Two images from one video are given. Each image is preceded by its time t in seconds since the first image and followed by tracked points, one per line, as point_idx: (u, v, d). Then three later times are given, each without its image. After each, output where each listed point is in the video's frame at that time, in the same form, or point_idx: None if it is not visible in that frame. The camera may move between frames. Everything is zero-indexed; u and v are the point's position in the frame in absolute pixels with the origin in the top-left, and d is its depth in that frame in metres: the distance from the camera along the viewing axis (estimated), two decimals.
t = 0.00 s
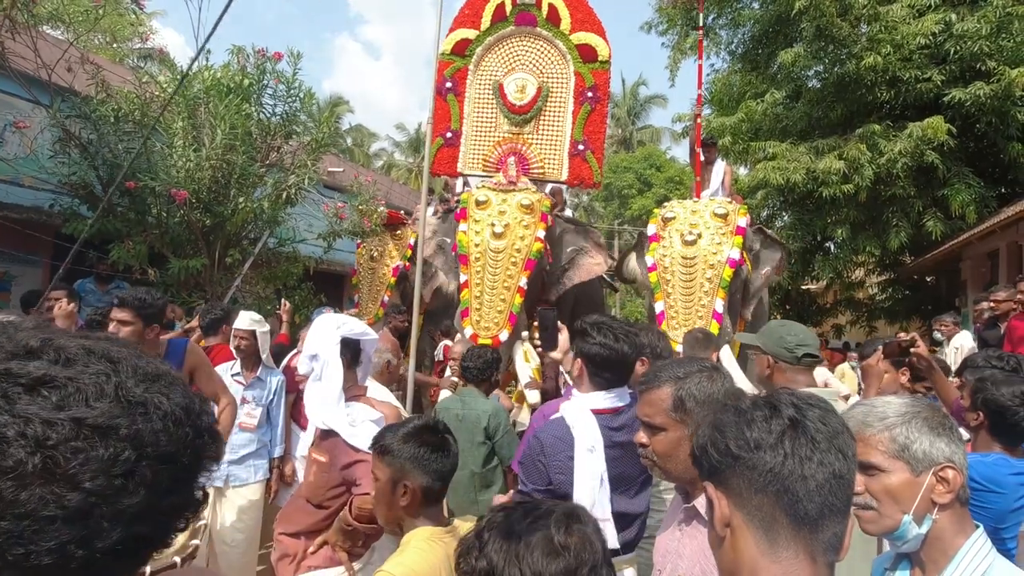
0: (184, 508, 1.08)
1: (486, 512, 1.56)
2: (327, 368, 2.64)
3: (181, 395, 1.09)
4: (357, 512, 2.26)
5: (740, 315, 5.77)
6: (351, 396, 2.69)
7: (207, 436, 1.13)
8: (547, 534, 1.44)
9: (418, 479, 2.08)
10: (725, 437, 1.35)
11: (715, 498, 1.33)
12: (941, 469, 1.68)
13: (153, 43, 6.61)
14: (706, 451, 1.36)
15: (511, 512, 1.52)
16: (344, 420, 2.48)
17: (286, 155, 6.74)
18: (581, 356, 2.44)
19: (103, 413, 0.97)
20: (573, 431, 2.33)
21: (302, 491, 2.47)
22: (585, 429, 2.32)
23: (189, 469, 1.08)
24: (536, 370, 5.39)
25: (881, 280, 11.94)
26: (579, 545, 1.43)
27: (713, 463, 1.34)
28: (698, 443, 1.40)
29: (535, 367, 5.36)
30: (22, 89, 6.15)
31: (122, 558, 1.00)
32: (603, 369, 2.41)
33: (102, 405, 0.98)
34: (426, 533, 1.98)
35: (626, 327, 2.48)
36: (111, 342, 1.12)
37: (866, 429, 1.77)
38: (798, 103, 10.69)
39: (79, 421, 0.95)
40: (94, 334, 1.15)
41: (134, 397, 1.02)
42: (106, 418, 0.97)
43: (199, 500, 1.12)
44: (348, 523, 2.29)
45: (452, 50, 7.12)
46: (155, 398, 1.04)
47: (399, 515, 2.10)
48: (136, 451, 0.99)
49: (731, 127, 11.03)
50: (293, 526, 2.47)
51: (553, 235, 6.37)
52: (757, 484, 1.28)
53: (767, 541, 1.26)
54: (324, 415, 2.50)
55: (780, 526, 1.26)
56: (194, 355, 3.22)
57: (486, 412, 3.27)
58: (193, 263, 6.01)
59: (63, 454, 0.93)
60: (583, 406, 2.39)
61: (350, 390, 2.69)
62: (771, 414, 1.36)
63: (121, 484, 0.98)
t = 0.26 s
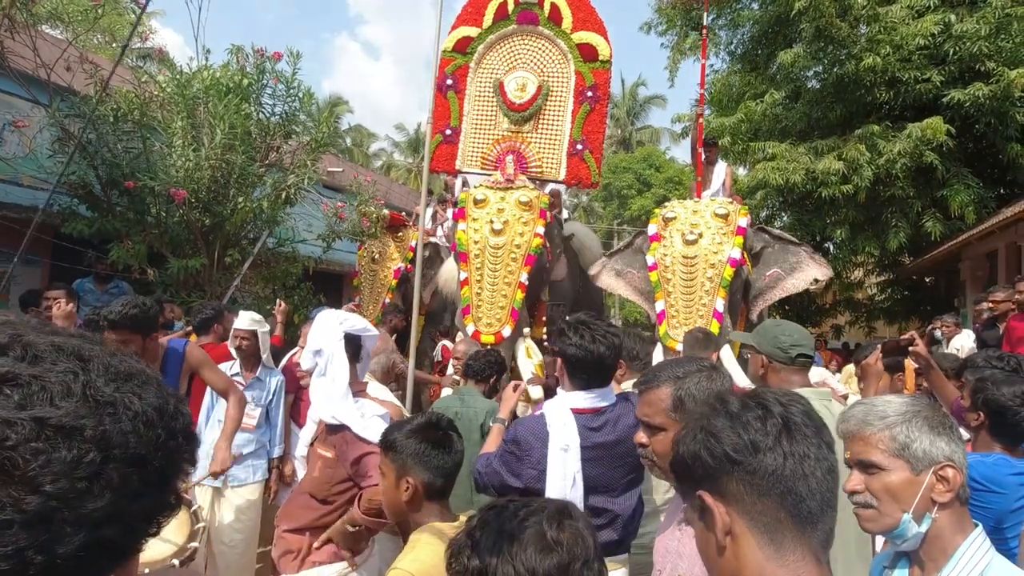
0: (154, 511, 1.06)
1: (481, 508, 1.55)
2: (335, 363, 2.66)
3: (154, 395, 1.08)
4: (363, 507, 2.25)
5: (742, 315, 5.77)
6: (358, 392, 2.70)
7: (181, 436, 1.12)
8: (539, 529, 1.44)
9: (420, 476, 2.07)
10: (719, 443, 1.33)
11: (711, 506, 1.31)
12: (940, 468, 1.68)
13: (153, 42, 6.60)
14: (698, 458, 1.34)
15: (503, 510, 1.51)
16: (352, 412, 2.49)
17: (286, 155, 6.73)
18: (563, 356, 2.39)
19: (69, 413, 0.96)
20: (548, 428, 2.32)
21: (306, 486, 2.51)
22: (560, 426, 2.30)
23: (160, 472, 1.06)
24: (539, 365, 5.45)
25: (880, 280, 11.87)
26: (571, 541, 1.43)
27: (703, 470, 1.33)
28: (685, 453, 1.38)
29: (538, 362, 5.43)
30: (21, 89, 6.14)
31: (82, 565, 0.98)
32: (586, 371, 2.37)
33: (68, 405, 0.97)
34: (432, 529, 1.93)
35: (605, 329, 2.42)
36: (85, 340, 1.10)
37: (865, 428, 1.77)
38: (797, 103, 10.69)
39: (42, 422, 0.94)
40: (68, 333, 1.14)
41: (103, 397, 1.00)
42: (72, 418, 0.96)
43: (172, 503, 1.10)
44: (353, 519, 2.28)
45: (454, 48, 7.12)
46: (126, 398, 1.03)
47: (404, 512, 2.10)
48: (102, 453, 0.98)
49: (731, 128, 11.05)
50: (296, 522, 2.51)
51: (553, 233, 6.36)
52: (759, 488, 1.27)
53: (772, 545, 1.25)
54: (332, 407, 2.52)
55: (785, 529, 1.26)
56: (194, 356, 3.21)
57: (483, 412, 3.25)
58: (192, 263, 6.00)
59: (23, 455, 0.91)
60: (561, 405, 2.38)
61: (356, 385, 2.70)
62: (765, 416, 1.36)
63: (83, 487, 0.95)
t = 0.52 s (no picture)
0: (138, 510, 1.01)
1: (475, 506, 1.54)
2: (339, 363, 2.63)
3: (136, 391, 1.03)
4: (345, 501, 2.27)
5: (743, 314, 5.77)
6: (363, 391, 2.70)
7: (164, 434, 1.07)
8: (535, 526, 1.44)
9: (430, 468, 2.08)
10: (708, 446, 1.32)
11: (704, 510, 1.30)
12: (942, 469, 1.68)
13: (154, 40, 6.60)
14: (688, 464, 1.33)
15: (500, 508, 1.51)
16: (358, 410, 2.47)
17: (287, 154, 6.75)
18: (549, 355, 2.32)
19: (44, 409, 0.92)
20: (529, 426, 2.26)
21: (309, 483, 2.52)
22: (540, 425, 2.25)
23: (142, 470, 1.01)
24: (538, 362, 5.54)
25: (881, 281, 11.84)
26: (567, 537, 1.44)
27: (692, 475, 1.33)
28: (674, 458, 1.37)
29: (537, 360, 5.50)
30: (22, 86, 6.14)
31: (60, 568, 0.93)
32: (569, 370, 2.30)
33: (44, 401, 0.92)
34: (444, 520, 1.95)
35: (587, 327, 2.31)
36: (66, 335, 1.06)
37: (867, 429, 1.76)
38: (799, 103, 10.67)
39: (16, 418, 0.90)
40: (49, 328, 1.10)
41: (81, 393, 0.96)
42: (48, 415, 0.92)
43: (156, 503, 1.06)
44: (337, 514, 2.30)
45: (455, 49, 7.09)
46: (106, 394, 0.99)
47: (414, 502, 2.11)
48: (80, 450, 0.93)
49: (732, 128, 11.03)
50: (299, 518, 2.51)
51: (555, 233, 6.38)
52: (748, 489, 1.26)
53: (767, 545, 1.25)
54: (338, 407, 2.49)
55: (779, 528, 1.26)
56: (198, 353, 3.21)
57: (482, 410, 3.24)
58: (193, 261, 6.00)
59: None
60: (547, 402, 2.30)
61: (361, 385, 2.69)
62: (751, 416, 1.35)
63: (59, 487, 0.91)
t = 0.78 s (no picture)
0: (126, 509, 0.99)
1: (475, 505, 1.54)
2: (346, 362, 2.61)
3: (123, 389, 1.01)
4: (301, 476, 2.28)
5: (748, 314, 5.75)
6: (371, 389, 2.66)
7: (151, 432, 1.05)
8: (537, 525, 1.44)
9: (438, 466, 2.08)
10: (701, 451, 1.32)
11: (702, 514, 1.30)
12: (948, 471, 1.67)
13: (158, 39, 6.62)
14: (684, 467, 1.33)
15: (502, 506, 1.51)
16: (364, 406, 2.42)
17: (290, 152, 6.76)
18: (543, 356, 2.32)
19: (24, 407, 0.89)
20: (521, 423, 2.30)
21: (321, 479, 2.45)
22: (530, 423, 2.27)
23: (128, 469, 0.99)
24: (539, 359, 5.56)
25: (885, 281, 11.85)
26: (570, 535, 1.44)
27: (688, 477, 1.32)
28: (671, 459, 1.36)
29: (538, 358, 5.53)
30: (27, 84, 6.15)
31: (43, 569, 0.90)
32: (558, 370, 2.30)
33: (25, 398, 0.90)
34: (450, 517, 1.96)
35: (581, 327, 2.29)
36: (53, 332, 1.04)
37: (872, 430, 1.76)
38: (802, 103, 10.64)
39: None
40: (36, 324, 1.08)
41: (63, 390, 0.94)
42: (28, 413, 0.89)
43: (145, 504, 1.04)
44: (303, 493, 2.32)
45: (457, 49, 7.10)
46: (90, 392, 0.96)
47: (421, 499, 2.11)
48: (61, 449, 0.91)
49: (736, 127, 11.00)
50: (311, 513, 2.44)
51: (557, 232, 6.38)
52: (746, 493, 1.26)
53: (766, 550, 1.24)
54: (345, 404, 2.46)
55: (777, 532, 1.25)
56: (202, 351, 3.23)
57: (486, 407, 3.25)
58: (196, 259, 6.01)
59: None
60: (539, 400, 2.32)
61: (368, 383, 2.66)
62: (745, 418, 1.35)
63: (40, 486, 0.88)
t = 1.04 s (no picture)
0: (122, 510, 0.99)
1: (476, 506, 1.54)
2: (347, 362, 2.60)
3: (119, 389, 1.02)
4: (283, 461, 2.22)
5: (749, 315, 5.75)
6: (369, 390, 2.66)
7: (148, 432, 1.05)
8: (537, 524, 1.45)
9: (426, 469, 2.08)
10: (707, 449, 1.32)
11: (706, 516, 1.30)
12: (949, 473, 1.67)
13: (160, 37, 6.63)
14: (689, 469, 1.33)
15: (501, 507, 1.51)
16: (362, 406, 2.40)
17: (292, 151, 6.79)
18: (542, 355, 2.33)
19: (20, 407, 0.89)
20: (519, 421, 2.32)
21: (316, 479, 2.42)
22: (528, 421, 2.28)
23: (125, 470, 0.99)
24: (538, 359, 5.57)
25: (886, 282, 11.84)
26: (569, 532, 1.45)
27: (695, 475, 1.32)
28: (676, 460, 1.36)
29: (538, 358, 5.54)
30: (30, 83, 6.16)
31: (39, 570, 0.91)
32: (557, 369, 2.30)
33: (20, 399, 0.90)
34: (439, 521, 1.95)
35: (582, 327, 2.30)
36: (49, 332, 1.04)
37: (873, 431, 1.76)
38: (804, 103, 10.62)
39: None
40: (32, 323, 1.08)
41: (60, 390, 0.94)
42: (23, 413, 0.89)
43: (142, 505, 1.04)
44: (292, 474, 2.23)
45: (456, 49, 7.07)
46: (86, 392, 0.96)
47: (410, 501, 2.11)
48: (57, 450, 0.91)
49: (737, 127, 10.99)
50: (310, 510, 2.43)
51: (557, 232, 6.38)
52: (750, 497, 1.26)
53: (769, 553, 1.24)
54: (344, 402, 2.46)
55: (780, 536, 1.25)
56: (203, 352, 3.21)
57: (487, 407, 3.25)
58: (198, 258, 6.02)
59: None
60: (538, 401, 2.33)
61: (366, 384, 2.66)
62: (752, 420, 1.35)
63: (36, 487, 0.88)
